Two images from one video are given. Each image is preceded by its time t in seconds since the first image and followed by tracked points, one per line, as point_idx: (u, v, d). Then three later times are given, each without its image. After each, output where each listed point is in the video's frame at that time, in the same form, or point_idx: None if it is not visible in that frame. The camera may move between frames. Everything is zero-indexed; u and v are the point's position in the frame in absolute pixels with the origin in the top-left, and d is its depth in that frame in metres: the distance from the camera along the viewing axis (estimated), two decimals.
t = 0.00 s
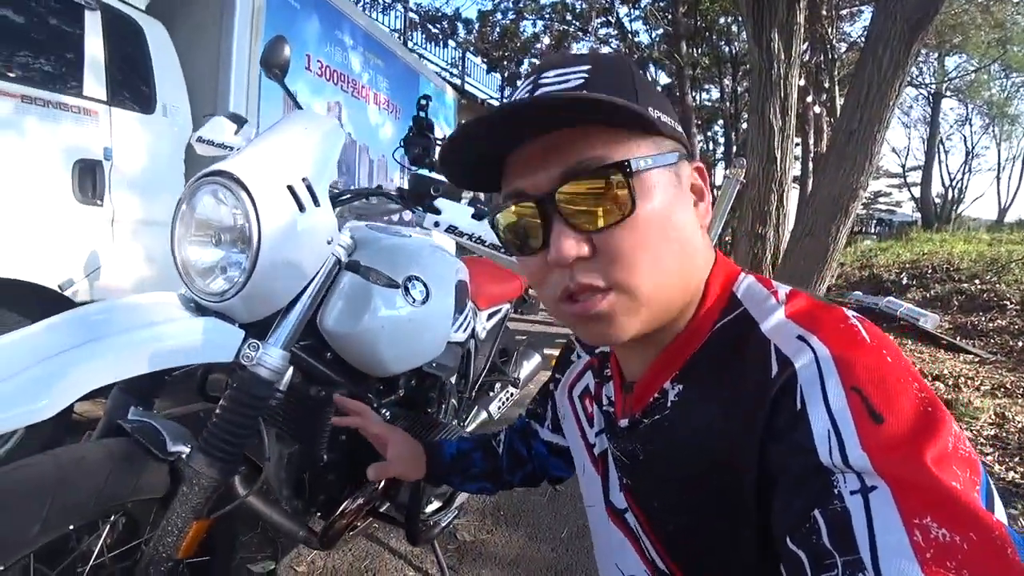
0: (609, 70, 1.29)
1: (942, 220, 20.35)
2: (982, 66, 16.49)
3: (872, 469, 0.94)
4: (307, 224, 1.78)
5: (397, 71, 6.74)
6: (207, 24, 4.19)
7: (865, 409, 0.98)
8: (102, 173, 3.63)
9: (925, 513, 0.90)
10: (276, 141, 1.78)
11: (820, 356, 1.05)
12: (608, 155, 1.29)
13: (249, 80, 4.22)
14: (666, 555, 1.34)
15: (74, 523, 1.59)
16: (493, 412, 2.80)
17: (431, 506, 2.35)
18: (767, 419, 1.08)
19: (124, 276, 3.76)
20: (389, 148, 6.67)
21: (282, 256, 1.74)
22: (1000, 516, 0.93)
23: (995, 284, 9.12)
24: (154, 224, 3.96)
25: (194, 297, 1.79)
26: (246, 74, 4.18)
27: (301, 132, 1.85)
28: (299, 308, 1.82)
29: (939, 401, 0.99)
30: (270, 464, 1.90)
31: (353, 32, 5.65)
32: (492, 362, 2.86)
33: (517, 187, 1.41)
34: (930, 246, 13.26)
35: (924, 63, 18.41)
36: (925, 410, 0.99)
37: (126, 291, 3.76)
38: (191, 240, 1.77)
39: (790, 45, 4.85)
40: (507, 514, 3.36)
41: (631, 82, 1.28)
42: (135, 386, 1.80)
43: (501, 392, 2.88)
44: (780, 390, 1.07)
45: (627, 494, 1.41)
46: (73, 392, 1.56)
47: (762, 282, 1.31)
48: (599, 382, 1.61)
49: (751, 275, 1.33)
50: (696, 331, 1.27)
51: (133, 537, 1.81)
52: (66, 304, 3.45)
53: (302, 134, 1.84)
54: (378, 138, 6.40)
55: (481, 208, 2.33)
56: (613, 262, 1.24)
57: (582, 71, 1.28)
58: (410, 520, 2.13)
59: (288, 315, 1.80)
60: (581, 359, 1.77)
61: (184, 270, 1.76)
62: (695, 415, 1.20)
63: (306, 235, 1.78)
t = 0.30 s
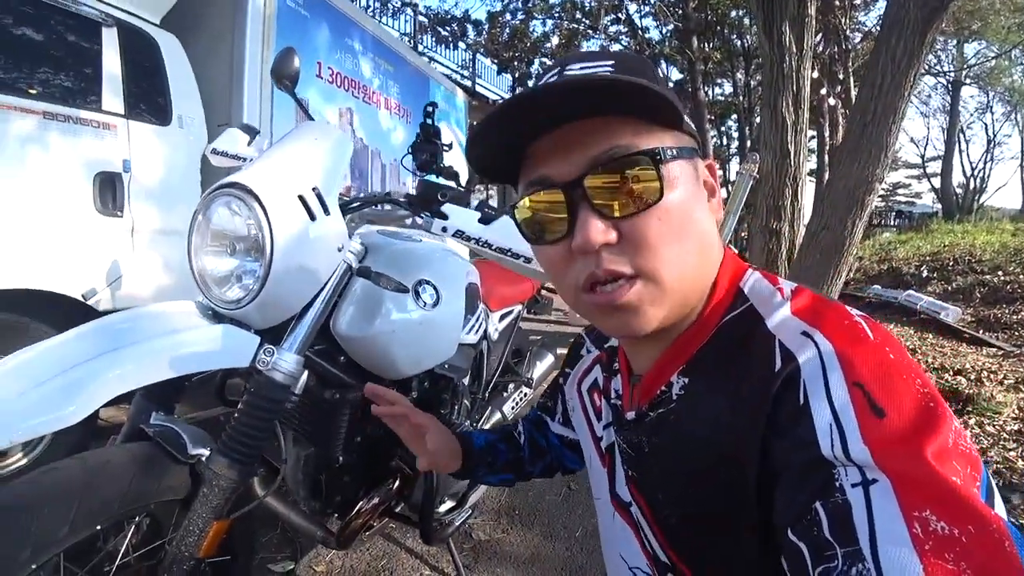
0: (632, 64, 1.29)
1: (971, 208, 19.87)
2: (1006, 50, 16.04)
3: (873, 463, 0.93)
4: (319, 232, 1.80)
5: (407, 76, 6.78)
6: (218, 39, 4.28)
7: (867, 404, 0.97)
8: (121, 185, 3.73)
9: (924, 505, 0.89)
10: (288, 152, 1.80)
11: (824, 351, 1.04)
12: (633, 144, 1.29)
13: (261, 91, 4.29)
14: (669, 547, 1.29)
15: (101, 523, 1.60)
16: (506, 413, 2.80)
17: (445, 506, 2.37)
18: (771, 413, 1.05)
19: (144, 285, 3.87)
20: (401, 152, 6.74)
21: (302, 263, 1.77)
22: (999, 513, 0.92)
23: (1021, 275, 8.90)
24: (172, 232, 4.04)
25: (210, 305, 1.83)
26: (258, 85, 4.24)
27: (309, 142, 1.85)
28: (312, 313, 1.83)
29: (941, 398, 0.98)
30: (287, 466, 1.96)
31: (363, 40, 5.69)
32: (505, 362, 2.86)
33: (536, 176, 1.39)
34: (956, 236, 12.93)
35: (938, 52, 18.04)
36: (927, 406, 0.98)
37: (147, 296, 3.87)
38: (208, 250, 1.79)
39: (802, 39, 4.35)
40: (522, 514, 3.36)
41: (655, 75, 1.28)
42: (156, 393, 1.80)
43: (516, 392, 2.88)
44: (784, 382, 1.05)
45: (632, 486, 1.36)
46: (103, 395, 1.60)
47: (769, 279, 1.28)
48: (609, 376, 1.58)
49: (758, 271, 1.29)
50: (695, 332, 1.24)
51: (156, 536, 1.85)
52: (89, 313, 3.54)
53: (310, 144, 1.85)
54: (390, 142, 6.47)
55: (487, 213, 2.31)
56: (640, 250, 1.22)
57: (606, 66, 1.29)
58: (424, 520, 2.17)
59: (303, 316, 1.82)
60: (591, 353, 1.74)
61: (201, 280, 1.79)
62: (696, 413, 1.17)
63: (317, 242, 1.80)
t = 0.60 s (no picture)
0: (632, 73, 1.18)
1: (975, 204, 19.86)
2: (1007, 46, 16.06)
3: (901, 461, 0.95)
4: (329, 241, 1.80)
5: (410, 83, 6.78)
6: (219, 51, 4.28)
7: (896, 403, 0.99)
8: (128, 198, 3.73)
9: (952, 504, 0.91)
10: (293, 164, 1.79)
11: (854, 349, 1.06)
12: (630, 161, 1.22)
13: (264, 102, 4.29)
14: (694, 544, 1.32)
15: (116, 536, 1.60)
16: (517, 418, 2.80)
17: (458, 514, 2.35)
18: (796, 413, 1.08)
19: (152, 295, 3.85)
20: (408, 159, 6.74)
21: (297, 278, 1.74)
22: None
23: None
24: (179, 245, 4.04)
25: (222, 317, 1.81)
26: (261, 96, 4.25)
27: (317, 153, 1.85)
28: (323, 324, 1.82)
29: (973, 398, 0.99)
30: (299, 477, 1.93)
31: (365, 48, 5.70)
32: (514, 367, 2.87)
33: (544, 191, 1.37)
34: (962, 231, 12.91)
35: (938, 47, 18.08)
36: (958, 406, 0.99)
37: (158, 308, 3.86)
38: (219, 262, 1.77)
39: (802, 37, 4.38)
40: (535, 519, 3.35)
41: (653, 84, 1.17)
42: (168, 406, 1.80)
43: (525, 398, 2.87)
44: (811, 380, 1.08)
45: (659, 482, 1.37)
46: (124, 406, 1.59)
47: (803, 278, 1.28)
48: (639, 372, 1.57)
49: (790, 269, 1.29)
50: (721, 335, 1.26)
51: (170, 550, 1.84)
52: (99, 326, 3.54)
53: (319, 156, 1.84)
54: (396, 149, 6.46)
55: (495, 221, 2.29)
56: (632, 268, 1.21)
57: (602, 79, 1.19)
58: (438, 529, 2.17)
59: (315, 327, 1.82)
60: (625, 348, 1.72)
61: (211, 289, 1.77)
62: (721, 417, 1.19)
63: (328, 252, 1.80)
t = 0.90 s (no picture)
0: (635, 83, 1.23)
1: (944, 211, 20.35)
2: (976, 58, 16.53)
3: (911, 452, 0.98)
4: (329, 248, 1.86)
5: (396, 93, 6.77)
6: (207, 60, 4.20)
7: (909, 396, 1.02)
8: (114, 208, 3.65)
9: (962, 494, 0.94)
10: (293, 171, 1.87)
11: (867, 345, 1.09)
12: (634, 169, 1.28)
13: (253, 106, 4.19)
14: (705, 538, 1.40)
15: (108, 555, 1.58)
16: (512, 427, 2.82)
17: (459, 524, 2.33)
18: (807, 401, 1.13)
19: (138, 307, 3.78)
20: (394, 170, 6.70)
21: (296, 286, 1.80)
22: None
23: (1003, 274, 9.18)
24: (165, 255, 3.97)
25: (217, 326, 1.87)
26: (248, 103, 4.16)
27: (315, 160, 1.92)
28: (323, 333, 1.89)
29: (987, 394, 1.02)
30: (296, 490, 1.90)
31: (351, 57, 5.65)
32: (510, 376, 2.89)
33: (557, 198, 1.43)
34: (935, 239, 13.28)
35: (916, 57, 18.68)
36: (972, 400, 1.02)
37: (142, 320, 3.80)
38: (215, 270, 1.82)
39: (785, 48, 4.84)
40: (530, 528, 3.36)
41: (654, 95, 1.23)
42: (163, 418, 1.82)
43: (518, 407, 2.89)
44: (826, 371, 1.13)
45: (674, 477, 1.46)
46: (123, 415, 1.61)
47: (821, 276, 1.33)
48: (658, 368, 1.68)
49: (808, 269, 1.34)
50: (741, 328, 1.31)
51: (164, 568, 1.81)
52: (83, 339, 3.47)
53: (315, 163, 1.91)
54: (382, 160, 6.43)
55: (497, 227, 2.25)
56: (638, 273, 1.28)
57: (605, 91, 1.24)
58: (438, 539, 2.14)
59: (314, 337, 1.89)
60: (644, 346, 1.82)
61: (208, 299, 1.82)
62: (736, 409, 1.25)
63: (327, 258, 1.86)
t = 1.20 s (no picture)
0: (647, 87, 1.34)
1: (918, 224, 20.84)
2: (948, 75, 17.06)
3: (902, 451, 1.00)
4: (323, 256, 1.92)
5: (383, 104, 6.78)
6: (202, 63, 4.12)
7: (899, 397, 1.05)
8: (97, 215, 3.60)
9: (951, 493, 0.97)
10: (287, 179, 1.91)
11: (858, 348, 1.12)
12: (646, 167, 1.36)
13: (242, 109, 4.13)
14: (699, 542, 1.40)
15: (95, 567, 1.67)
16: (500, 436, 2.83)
17: (451, 536, 2.31)
18: (800, 406, 1.15)
19: (119, 317, 3.70)
20: (381, 182, 6.71)
21: (290, 296, 1.86)
22: None
23: (979, 284, 9.41)
24: (150, 265, 3.92)
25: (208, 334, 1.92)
26: (236, 112, 4.09)
27: (312, 168, 1.98)
28: (316, 341, 1.98)
29: (975, 396, 1.05)
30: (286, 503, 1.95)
31: (340, 69, 5.66)
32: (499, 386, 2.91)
33: (565, 200, 1.49)
34: (909, 251, 13.61)
35: (890, 73, 19.23)
36: (960, 402, 1.05)
37: (124, 329, 3.73)
38: (206, 277, 1.88)
39: (766, 62, 5.11)
40: (519, 539, 3.35)
41: (667, 98, 1.33)
42: (149, 429, 1.92)
43: (507, 417, 2.91)
44: (818, 374, 1.15)
45: (668, 482, 1.46)
46: (119, 423, 1.69)
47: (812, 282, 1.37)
48: (654, 375, 1.70)
49: (801, 275, 1.37)
50: (736, 331, 1.34)
51: None
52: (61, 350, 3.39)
53: (310, 170, 1.97)
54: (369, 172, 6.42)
55: (491, 237, 2.33)
56: (649, 269, 1.33)
57: (619, 92, 1.34)
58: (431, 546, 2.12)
59: (306, 346, 1.97)
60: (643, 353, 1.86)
61: (198, 307, 1.87)
62: (734, 413, 1.25)
63: (323, 267, 1.92)
